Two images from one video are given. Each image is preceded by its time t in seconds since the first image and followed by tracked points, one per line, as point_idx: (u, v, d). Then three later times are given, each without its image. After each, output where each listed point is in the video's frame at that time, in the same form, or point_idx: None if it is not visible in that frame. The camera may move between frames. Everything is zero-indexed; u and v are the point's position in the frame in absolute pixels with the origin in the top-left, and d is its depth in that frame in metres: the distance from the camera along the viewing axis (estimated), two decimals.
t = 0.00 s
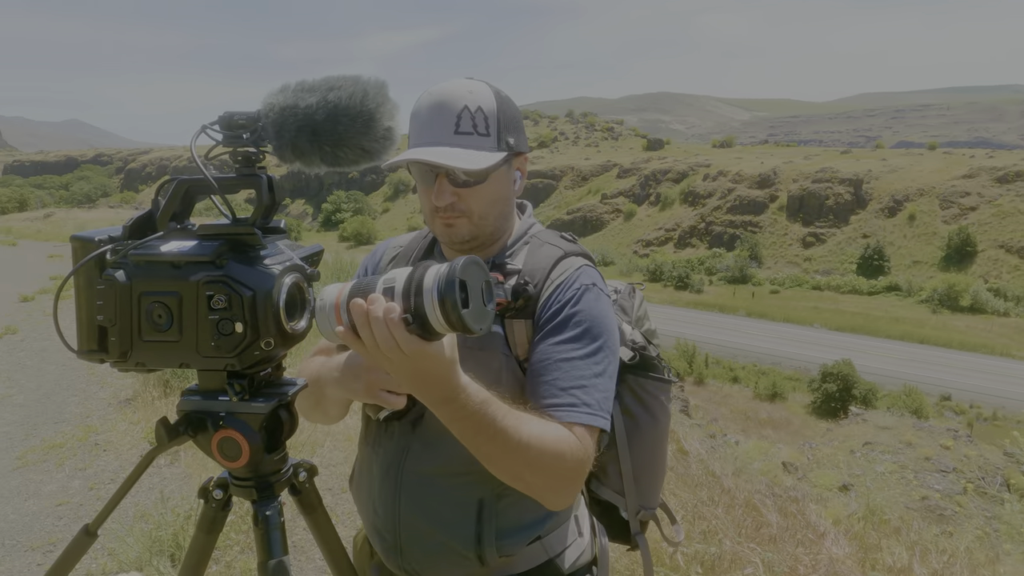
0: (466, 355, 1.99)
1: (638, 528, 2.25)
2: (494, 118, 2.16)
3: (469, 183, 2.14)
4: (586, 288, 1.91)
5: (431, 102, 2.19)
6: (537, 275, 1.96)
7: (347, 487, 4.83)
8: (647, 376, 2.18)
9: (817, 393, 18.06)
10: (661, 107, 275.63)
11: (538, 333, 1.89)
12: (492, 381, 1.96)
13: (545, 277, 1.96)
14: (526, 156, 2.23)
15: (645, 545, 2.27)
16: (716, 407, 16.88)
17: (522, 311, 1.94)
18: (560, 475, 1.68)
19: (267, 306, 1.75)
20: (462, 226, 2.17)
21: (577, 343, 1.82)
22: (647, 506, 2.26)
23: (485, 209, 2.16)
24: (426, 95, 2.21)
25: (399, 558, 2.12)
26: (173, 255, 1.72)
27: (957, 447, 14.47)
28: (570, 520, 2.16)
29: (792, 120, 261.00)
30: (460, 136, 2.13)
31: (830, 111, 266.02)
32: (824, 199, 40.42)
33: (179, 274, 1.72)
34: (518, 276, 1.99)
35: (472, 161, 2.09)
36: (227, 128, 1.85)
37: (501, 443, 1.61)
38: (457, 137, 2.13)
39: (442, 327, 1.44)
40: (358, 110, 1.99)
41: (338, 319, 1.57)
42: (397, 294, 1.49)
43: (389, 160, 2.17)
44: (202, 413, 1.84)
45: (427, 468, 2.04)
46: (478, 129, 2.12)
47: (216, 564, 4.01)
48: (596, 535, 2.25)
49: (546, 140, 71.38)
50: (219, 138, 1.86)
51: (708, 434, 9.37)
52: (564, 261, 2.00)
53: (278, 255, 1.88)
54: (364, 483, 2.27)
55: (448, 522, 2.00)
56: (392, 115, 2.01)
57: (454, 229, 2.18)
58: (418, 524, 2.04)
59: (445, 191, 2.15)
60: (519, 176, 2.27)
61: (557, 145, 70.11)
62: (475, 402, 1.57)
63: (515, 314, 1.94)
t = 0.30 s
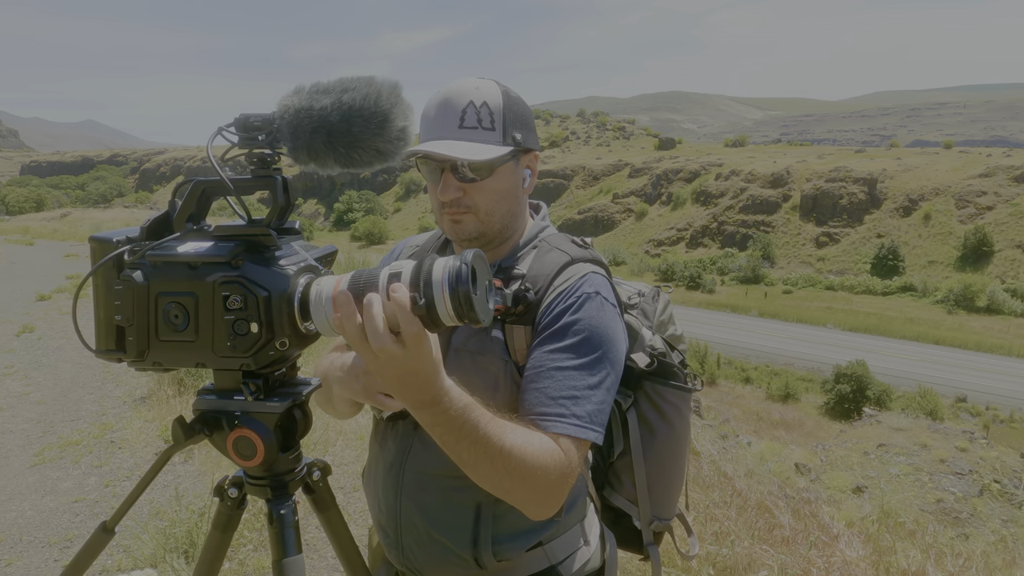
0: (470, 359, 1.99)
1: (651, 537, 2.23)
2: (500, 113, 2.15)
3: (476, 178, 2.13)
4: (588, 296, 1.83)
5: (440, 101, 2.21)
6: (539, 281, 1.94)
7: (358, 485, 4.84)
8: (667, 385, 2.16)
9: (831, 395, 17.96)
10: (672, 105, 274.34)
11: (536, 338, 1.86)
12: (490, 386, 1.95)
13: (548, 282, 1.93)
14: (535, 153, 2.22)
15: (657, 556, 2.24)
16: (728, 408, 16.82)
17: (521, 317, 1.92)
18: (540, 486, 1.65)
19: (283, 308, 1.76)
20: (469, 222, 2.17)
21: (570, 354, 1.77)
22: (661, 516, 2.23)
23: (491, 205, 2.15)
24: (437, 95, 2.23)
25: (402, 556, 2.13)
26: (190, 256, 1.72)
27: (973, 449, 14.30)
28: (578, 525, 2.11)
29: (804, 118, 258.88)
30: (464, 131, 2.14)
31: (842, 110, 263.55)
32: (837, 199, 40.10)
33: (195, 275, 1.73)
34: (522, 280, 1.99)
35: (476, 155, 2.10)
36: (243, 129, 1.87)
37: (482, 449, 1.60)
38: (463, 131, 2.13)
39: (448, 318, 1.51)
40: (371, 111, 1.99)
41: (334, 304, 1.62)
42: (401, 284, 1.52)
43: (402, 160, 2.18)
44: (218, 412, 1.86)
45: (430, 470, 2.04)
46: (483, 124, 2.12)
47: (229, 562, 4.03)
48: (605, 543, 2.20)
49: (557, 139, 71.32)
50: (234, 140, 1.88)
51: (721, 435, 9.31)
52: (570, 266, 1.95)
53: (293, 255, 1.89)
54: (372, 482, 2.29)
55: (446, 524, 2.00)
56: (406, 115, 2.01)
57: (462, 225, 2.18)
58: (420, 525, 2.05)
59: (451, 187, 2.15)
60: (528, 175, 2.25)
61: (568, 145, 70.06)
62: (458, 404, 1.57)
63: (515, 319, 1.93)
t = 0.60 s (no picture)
0: (475, 362, 1.99)
1: (660, 542, 2.21)
2: (508, 114, 2.12)
3: (482, 180, 2.12)
4: (591, 301, 1.79)
5: (448, 100, 2.19)
6: (543, 284, 1.92)
7: (369, 484, 4.86)
8: (680, 390, 2.16)
9: (843, 395, 17.85)
10: (681, 104, 273.11)
11: (538, 343, 1.84)
12: (492, 389, 1.96)
13: (550, 286, 1.90)
14: (543, 156, 2.20)
15: (666, 561, 2.22)
16: (738, 408, 16.71)
17: (523, 321, 1.91)
18: (539, 493, 1.64)
19: (294, 306, 1.75)
20: (474, 224, 2.16)
21: (571, 361, 1.74)
22: (671, 521, 2.22)
23: (497, 207, 2.13)
24: (444, 96, 2.20)
25: (406, 555, 2.14)
26: (204, 255, 1.74)
27: (987, 451, 14.16)
28: (585, 527, 2.09)
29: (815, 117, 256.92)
30: (472, 131, 2.11)
31: (854, 109, 261.94)
32: (850, 198, 39.81)
33: (208, 274, 1.74)
34: (525, 284, 1.97)
35: (482, 158, 2.08)
36: (256, 131, 1.88)
37: (482, 453, 1.60)
38: (469, 132, 2.11)
39: (449, 331, 1.52)
40: (382, 111, 1.99)
41: (340, 312, 1.66)
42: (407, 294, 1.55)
43: (412, 158, 2.17)
44: (230, 410, 1.87)
45: (434, 470, 2.04)
46: (491, 125, 2.10)
47: (240, 559, 4.06)
48: (612, 546, 2.20)
49: (568, 139, 71.22)
50: (247, 141, 1.88)
51: (732, 436, 9.26)
52: (575, 269, 1.92)
53: (305, 255, 1.90)
54: (379, 481, 2.30)
55: (448, 525, 2.00)
56: (416, 115, 2.01)
57: (467, 226, 2.17)
58: (425, 526, 2.05)
59: (457, 188, 2.13)
60: (536, 176, 2.23)
61: (579, 145, 69.95)
62: (461, 410, 1.58)
63: (518, 323, 1.92)
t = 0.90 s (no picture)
0: (484, 364, 2.00)
1: (669, 544, 2.20)
2: (518, 116, 2.12)
3: (492, 182, 2.11)
4: (602, 301, 1.79)
5: (459, 101, 2.20)
6: (553, 284, 1.91)
7: (379, 483, 4.88)
8: (691, 391, 2.14)
9: (854, 396, 17.75)
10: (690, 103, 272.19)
11: (548, 344, 1.83)
12: (501, 390, 1.97)
13: (559, 285, 1.90)
14: (553, 156, 2.19)
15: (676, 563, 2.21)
16: (748, 409, 16.64)
17: (533, 321, 1.90)
18: (550, 490, 1.64)
19: (308, 305, 1.75)
20: (484, 226, 2.15)
21: (582, 361, 1.73)
22: (681, 523, 2.21)
23: (507, 209, 2.12)
24: (455, 97, 2.20)
25: (416, 554, 2.15)
26: (219, 254, 1.74)
27: (1001, 454, 14.03)
28: (594, 529, 2.08)
29: (826, 116, 255.13)
30: (482, 133, 2.11)
31: (865, 107, 259.84)
32: (861, 198, 39.55)
33: (225, 273, 1.75)
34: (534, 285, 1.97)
35: (492, 159, 2.08)
36: (270, 132, 1.89)
37: (494, 451, 1.60)
38: (479, 134, 2.11)
39: (459, 330, 1.52)
40: (397, 112, 1.99)
41: (351, 312, 1.67)
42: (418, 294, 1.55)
43: (423, 159, 2.17)
44: (244, 408, 1.88)
45: (444, 470, 2.06)
46: (501, 126, 2.09)
47: (251, 557, 4.09)
48: (622, 547, 2.19)
49: (577, 138, 71.16)
50: (262, 141, 1.90)
51: (742, 437, 9.24)
52: (584, 270, 1.92)
53: (318, 255, 1.90)
54: (388, 481, 2.31)
55: (457, 526, 2.00)
56: (430, 116, 2.01)
57: (476, 228, 2.16)
58: (434, 526, 2.05)
59: (467, 190, 2.13)
60: (546, 178, 2.22)
61: (588, 145, 69.89)
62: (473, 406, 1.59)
63: (528, 324, 1.91)
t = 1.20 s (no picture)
0: (493, 363, 2.00)
1: (678, 543, 2.19)
2: (526, 116, 2.12)
3: (501, 180, 2.11)
4: (609, 300, 1.77)
5: (466, 101, 2.21)
6: (560, 282, 1.90)
7: (388, 482, 4.90)
8: (699, 389, 2.14)
9: (865, 397, 17.65)
10: (699, 101, 271.01)
11: (554, 342, 1.82)
12: (507, 389, 1.97)
13: (566, 283, 1.90)
14: (561, 155, 2.18)
15: (683, 561, 2.21)
16: (758, 409, 16.55)
17: (539, 320, 1.89)
18: (555, 490, 1.63)
19: (319, 302, 1.76)
20: (492, 225, 2.15)
21: (588, 359, 1.72)
22: (689, 521, 2.21)
23: (515, 208, 2.12)
24: (463, 95, 2.21)
25: (425, 550, 2.15)
26: (231, 253, 1.75)
27: (1014, 455, 13.90)
28: (601, 527, 2.08)
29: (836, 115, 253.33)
30: (490, 133, 2.11)
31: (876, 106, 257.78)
32: (873, 198, 39.28)
33: (237, 271, 1.75)
34: (541, 283, 1.96)
35: (500, 158, 2.08)
36: (282, 129, 1.90)
37: (499, 450, 1.60)
38: (488, 133, 2.11)
39: (467, 327, 1.52)
40: (407, 109, 1.99)
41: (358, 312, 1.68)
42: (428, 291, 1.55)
43: (433, 158, 2.17)
44: (256, 405, 1.89)
45: (452, 467, 2.06)
46: (509, 125, 2.09)
47: (261, 554, 4.11)
48: (630, 545, 2.19)
49: (586, 137, 71.09)
50: (273, 140, 1.92)
51: (751, 437, 9.21)
52: (592, 268, 1.90)
53: (329, 252, 1.91)
54: (397, 479, 2.32)
55: (464, 523, 2.01)
56: (440, 114, 2.01)
57: (485, 227, 2.16)
58: (443, 523, 2.05)
59: (475, 188, 2.13)
60: (554, 176, 2.22)
61: (597, 144, 69.80)
62: (479, 405, 1.59)
63: (534, 322, 1.90)
